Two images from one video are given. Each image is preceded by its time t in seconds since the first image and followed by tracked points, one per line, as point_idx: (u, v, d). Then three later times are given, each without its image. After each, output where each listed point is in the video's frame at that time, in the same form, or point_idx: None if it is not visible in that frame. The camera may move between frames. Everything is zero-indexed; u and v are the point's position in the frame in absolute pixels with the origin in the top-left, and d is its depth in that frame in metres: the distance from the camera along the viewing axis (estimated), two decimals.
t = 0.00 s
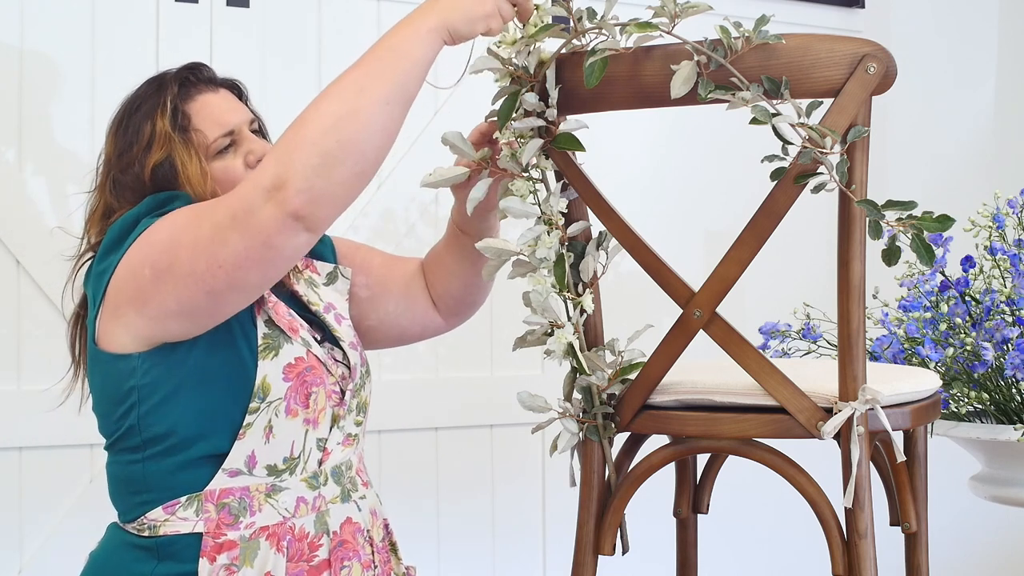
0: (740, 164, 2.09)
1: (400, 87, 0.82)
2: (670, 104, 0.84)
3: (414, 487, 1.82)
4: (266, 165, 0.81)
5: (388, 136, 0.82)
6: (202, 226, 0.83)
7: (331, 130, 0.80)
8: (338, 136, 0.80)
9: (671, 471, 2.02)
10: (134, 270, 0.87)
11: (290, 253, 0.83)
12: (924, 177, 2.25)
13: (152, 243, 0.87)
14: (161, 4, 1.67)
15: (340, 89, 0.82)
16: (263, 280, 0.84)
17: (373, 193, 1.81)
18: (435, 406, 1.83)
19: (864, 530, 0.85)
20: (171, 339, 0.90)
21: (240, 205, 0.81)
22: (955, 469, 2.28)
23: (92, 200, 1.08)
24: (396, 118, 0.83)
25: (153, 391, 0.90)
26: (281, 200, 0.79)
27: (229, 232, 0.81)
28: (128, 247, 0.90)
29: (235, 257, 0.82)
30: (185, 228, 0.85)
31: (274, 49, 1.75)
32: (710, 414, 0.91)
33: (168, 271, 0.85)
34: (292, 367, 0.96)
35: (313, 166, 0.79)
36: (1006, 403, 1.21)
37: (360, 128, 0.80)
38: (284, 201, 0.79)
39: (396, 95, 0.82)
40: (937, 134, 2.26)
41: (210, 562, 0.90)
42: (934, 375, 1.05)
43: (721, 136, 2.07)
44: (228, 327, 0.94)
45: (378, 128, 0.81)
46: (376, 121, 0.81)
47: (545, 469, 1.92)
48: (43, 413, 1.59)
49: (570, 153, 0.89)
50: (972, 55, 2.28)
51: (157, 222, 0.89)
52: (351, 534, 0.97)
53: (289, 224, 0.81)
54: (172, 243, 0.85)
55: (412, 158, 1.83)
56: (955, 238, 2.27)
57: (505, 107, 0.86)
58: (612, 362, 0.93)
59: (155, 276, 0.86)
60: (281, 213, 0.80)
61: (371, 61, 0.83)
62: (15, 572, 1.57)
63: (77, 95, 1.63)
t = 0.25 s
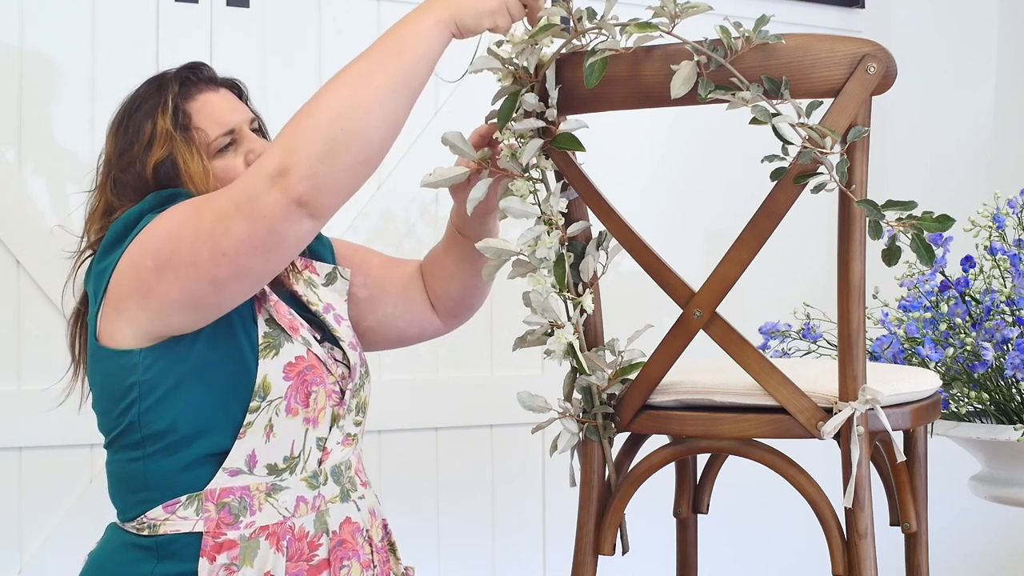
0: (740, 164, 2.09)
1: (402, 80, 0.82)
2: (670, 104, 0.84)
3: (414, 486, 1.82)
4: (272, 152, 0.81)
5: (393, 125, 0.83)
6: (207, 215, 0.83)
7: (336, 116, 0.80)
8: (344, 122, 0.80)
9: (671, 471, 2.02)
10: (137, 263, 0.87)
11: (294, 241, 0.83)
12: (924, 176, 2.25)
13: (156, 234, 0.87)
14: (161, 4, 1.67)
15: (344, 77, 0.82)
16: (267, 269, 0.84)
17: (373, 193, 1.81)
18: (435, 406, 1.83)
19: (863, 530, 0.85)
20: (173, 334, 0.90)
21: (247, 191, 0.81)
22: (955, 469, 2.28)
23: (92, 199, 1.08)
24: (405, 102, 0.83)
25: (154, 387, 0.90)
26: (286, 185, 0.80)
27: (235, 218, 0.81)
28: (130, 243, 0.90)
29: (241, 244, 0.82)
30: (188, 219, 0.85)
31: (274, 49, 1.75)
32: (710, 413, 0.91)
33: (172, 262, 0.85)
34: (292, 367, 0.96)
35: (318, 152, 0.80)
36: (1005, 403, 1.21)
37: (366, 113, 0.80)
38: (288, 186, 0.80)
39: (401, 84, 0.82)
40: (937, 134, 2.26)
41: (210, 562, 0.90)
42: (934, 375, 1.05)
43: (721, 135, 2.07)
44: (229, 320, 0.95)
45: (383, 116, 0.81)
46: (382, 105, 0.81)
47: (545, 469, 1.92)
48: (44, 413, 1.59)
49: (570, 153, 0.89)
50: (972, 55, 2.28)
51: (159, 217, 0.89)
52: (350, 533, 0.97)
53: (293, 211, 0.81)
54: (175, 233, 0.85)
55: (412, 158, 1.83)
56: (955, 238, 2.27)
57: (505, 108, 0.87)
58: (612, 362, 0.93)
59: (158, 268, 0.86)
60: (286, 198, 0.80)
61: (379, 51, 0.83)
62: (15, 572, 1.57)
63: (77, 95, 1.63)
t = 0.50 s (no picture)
0: (740, 164, 2.09)
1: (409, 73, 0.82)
2: (670, 104, 0.84)
3: (414, 486, 1.82)
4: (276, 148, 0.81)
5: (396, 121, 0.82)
6: (210, 211, 0.83)
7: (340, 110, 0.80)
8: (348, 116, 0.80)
9: (671, 471, 2.02)
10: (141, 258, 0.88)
11: (297, 236, 0.83)
12: (924, 177, 2.25)
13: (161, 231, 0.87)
14: (161, 4, 1.67)
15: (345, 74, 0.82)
16: (271, 266, 0.84)
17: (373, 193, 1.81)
18: (435, 406, 1.83)
19: (863, 530, 0.85)
20: (178, 331, 0.90)
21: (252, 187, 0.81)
22: (955, 469, 2.28)
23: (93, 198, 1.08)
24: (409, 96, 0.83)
25: (156, 386, 0.90)
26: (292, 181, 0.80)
27: (237, 213, 0.81)
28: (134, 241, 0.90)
29: (244, 239, 0.82)
30: (192, 215, 0.85)
31: (274, 49, 1.75)
32: (710, 413, 0.91)
33: (175, 257, 0.85)
34: (293, 367, 0.96)
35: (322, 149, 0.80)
36: (1005, 403, 1.21)
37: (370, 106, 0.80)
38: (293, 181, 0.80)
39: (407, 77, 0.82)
40: (937, 134, 2.26)
41: (211, 562, 0.90)
42: (935, 375, 1.05)
43: (721, 135, 2.07)
44: (232, 320, 0.95)
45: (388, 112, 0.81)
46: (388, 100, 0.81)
47: (545, 469, 1.92)
48: (44, 413, 1.59)
49: (569, 153, 0.89)
50: (972, 55, 2.28)
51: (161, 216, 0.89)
52: (351, 533, 0.98)
53: (298, 206, 0.81)
54: (179, 230, 0.85)
55: (412, 158, 1.83)
56: (955, 238, 2.27)
57: (506, 106, 0.87)
58: (612, 362, 0.93)
59: (161, 264, 0.86)
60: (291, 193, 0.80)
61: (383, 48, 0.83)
62: (15, 572, 1.57)
63: (77, 95, 1.63)
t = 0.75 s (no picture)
0: (740, 164, 2.09)
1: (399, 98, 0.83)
2: (670, 104, 0.84)
3: (414, 487, 1.82)
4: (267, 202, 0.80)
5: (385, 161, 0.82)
6: (207, 253, 0.83)
7: (331, 159, 0.79)
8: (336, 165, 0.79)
9: (671, 471, 2.02)
10: (139, 281, 0.87)
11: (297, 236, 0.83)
12: (923, 177, 2.25)
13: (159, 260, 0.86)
14: (161, 4, 1.67)
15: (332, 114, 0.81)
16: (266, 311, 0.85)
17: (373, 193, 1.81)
18: (435, 406, 1.83)
19: (863, 530, 0.85)
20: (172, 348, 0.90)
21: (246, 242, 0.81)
22: (955, 469, 2.28)
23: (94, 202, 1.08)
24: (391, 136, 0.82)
25: (154, 393, 0.90)
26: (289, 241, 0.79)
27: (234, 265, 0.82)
28: (131, 251, 0.89)
29: (242, 291, 0.83)
30: (189, 252, 0.85)
31: (274, 49, 1.75)
32: (710, 413, 0.91)
33: (174, 292, 0.86)
34: (292, 370, 0.96)
35: (317, 200, 0.79)
36: (1005, 403, 1.21)
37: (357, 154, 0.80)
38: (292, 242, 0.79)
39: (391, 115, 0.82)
40: (937, 134, 2.26)
41: (212, 563, 0.90)
42: (934, 376, 1.05)
43: (721, 136, 2.07)
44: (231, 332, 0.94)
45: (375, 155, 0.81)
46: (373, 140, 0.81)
47: (545, 469, 1.92)
48: (44, 413, 1.59)
49: (570, 153, 0.89)
50: (972, 55, 2.28)
51: (160, 231, 0.89)
52: (351, 534, 0.98)
53: (298, 260, 0.81)
54: (175, 265, 0.85)
55: (411, 158, 1.83)
56: (955, 238, 2.27)
57: (506, 107, 0.86)
58: (612, 362, 0.93)
59: (159, 293, 0.86)
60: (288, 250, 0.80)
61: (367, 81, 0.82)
62: (15, 572, 1.57)
63: (77, 95, 1.63)
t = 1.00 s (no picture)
0: (740, 164, 2.09)
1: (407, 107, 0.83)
2: (670, 104, 0.84)
3: (414, 487, 1.82)
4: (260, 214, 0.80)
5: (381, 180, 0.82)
6: (198, 261, 0.83)
7: (327, 175, 0.79)
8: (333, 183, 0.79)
9: (671, 471, 2.02)
10: (129, 286, 0.87)
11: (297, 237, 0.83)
12: (924, 177, 2.25)
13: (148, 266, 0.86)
14: (161, 4, 1.67)
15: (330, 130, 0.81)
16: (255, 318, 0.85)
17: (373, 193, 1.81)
18: (435, 406, 1.83)
19: (863, 530, 0.85)
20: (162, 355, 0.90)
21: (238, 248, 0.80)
22: (956, 469, 2.28)
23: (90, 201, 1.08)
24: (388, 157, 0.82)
25: (148, 396, 0.91)
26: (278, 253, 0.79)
27: (223, 275, 0.82)
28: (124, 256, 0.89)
29: (229, 298, 0.83)
30: (181, 258, 0.85)
31: (274, 49, 1.75)
32: (710, 413, 0.91)
33: (164, 297, 0.85)
34: (287, 371, 0.96)
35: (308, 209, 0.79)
36: (1006, 403, 1.21)
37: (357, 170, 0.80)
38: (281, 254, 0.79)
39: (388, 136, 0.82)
40: (937, 134, 2.26)
41: (209, 563, 0.90)
42: (934, 376, 1.05)
43: (721, 136, 2.07)
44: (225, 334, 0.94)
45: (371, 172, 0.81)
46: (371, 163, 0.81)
47: (545, 469, 1.92)
48: (43, 413, 1.59)
49: (569, 153, 0.89)
50: (972, 55, 2.28)
51: (151, 236, 0.89)
52: (348, 534, 0.97)
53: (284, 273, 0.81)
54: (165, 271, 0.85)
55: (411, 158, 1.83)
56: (955, 238, 2.27)
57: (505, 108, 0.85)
58: (612, 362, 0.93)
59: (150, 298, 0.86)
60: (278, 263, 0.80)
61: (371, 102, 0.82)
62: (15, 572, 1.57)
63: (77, 95, 1.63)
